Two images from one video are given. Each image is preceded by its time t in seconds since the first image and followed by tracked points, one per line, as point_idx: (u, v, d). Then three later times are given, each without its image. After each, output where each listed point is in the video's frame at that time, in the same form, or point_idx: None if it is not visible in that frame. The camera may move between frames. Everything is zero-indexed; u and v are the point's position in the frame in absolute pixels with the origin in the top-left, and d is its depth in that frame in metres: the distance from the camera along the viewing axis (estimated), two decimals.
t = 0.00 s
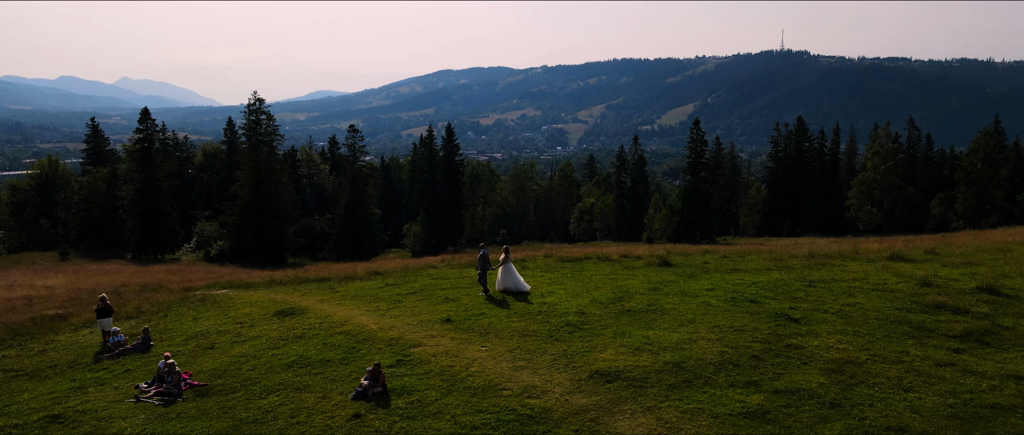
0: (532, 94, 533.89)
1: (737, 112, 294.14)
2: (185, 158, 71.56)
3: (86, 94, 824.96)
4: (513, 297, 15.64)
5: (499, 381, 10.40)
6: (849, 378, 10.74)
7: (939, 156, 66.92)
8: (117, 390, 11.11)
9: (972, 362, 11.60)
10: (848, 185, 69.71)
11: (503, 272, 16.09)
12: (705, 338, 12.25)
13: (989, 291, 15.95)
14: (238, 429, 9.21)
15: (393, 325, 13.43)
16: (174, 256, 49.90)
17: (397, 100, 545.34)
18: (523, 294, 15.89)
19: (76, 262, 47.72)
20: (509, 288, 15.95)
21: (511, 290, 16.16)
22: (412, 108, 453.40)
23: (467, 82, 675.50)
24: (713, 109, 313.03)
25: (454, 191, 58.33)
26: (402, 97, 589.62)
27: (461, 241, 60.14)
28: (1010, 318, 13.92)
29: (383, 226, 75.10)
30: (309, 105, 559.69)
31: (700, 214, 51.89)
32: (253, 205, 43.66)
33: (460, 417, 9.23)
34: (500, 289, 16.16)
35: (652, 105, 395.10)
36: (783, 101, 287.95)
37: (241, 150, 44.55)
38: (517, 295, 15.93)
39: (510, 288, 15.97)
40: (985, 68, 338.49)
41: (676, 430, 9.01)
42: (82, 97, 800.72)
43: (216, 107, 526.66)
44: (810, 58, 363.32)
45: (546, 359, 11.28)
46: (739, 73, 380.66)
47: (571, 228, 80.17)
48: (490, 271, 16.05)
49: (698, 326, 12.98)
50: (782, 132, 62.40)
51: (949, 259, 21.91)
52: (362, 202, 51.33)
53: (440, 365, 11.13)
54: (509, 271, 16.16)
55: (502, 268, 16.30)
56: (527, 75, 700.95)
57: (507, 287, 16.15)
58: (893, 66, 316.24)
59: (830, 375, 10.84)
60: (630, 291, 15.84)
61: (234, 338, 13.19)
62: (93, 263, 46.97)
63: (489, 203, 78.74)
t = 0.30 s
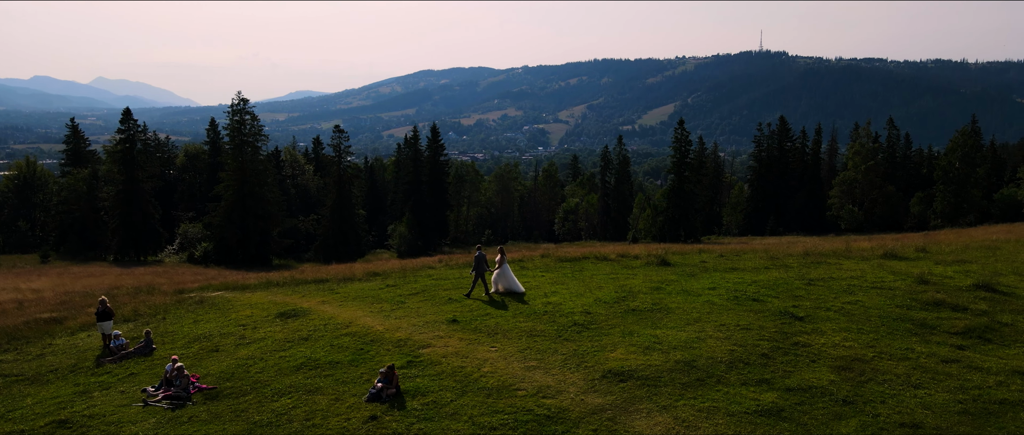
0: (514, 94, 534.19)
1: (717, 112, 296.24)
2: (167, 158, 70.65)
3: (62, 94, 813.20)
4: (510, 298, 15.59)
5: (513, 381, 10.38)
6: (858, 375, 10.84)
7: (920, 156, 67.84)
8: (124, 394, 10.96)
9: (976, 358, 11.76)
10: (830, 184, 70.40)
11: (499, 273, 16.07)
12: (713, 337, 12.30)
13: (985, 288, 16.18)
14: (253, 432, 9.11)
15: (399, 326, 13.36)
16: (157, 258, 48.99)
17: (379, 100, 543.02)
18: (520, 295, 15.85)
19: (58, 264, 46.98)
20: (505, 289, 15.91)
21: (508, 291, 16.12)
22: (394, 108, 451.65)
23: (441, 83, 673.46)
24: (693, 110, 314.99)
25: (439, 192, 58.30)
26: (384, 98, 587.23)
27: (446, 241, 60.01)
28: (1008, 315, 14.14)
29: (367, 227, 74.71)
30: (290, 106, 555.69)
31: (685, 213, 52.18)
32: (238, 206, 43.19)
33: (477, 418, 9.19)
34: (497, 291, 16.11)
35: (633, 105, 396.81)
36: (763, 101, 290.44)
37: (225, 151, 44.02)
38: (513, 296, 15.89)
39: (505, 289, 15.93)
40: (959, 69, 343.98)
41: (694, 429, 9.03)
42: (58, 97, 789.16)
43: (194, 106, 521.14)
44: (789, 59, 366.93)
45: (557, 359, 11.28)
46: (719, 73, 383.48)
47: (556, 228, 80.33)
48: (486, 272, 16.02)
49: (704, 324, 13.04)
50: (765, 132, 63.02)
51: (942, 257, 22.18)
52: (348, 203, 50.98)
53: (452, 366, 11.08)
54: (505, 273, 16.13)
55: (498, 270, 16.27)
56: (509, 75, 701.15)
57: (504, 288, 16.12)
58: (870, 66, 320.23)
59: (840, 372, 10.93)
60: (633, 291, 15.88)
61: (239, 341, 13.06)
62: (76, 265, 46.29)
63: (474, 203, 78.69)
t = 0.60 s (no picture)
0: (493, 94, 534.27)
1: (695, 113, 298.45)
2: (145, 159, 69.55)
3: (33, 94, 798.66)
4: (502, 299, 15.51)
5: (524, 381, 10.36)
6: (864, 372, 10.96)
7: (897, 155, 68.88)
8: (127, 399, 10.77)
9: (976, 354, 11.95)
10: (809, 183, 71.17)
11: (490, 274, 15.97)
12: (718, 335, 12.37)
13: (978, 285, 16.45)
14: None
15: (403, 327, 13.29)
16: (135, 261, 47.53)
17: (356, 100, 539.85)
18: (511, 296, 15.79)
19: (36, 267, 46.08)
20: (496, 289, 15.82)
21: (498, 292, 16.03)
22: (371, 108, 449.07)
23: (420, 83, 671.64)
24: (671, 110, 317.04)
25: (421, 192, 58.12)
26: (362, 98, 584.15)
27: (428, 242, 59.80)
28: (1003, 311, 14.39)
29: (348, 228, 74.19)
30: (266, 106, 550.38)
31: (666, 213, 52.53)
32: (219, 207, 42.59)
33: (492, 419, 9.16)
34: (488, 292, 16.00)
35: (612, 105, 398.60)
36: (740, 102, 293.21)
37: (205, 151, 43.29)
38: (504, 297, 15.79)
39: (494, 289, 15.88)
40: (930, 69, 349.79)
41: (708, 427, 9.06)
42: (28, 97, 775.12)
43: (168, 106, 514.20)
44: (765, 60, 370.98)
45: (565, 359, 11.29)
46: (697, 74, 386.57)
47: (537, 227, 80.45)
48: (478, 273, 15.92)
49: (707, 323, 13.11)
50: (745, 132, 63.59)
51: (930, 254, 22.56)
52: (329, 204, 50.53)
53: (460, 366, 11.05)
54: (496, 273, 16.04)
55: (489, 271, 16.17)
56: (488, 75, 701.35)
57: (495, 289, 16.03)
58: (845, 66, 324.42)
59: (846, 369, 11.05)
60: (632, 290, 15.95)
61: (240, 343, 12.91)
62: (54, 268, 45.44)
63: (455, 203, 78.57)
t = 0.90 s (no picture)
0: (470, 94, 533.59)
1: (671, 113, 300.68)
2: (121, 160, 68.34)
3: None
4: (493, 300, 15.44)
5: (534, 382, 10.34)
6: (867, 368, 11.11)
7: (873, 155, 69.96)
8: (129, 404, 10.56)
9: (974, 349, 12.15)
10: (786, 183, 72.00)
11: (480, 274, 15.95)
12: (721, 333, 12.44)
13: (968, 282, 16.77)
14: None
15: (405, 328, 13.21)
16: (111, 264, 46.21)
17: (332, 100, 536.14)
18: (502, 296, 15.73)
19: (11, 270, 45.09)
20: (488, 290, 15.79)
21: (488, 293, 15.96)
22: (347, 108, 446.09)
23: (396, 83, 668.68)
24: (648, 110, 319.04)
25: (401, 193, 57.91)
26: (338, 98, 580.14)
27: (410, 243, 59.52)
28: (994, 307, 14.68)
29: (329, 229, 73.62)
30: (240, 106, 544.23)
31: (647, 212, 52.78)
32: (199, 209, 41.86)
33: (506, 419, 9.13)
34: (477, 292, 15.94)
35: (588, 105, 400.10)
36: (715, 102, 295.81)
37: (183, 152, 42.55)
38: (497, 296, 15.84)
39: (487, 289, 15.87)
40: (900, 70, 355.92)
41: (721, 425, 9.11)
42: None
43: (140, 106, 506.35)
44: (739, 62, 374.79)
45: (572, 358, 11.30)
46: (673, 75, 389.43)
47: (518, 228, 80.50)
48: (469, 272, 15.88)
49: (709, 321, 13.19)
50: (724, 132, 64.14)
51: (916, 252, 22.94)
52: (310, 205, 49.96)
53: (468, 367, 11.01)
54: (488, 273, 16.01)
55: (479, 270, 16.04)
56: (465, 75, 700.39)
57: (485, 289, 15.99)
58: (817, 67, 328.96)
59: (850, 365, 11.18)
60: (631, 289, 16.02)
61: (240, 347, 12.76)
62: (31, 270, 44.54)
63: (435, 204, 78.35)
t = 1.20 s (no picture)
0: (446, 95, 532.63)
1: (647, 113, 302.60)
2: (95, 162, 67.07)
3: None
4: (486, 302, 15.28)
5: (544, 382, 10.34)
6: (869, 365, 11.26)
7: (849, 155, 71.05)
8: (132, 409, 10.38)
9: (970, 344, 12.38)
10: (764, 183, 72.73)
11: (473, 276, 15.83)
12: (723, 331, 12.53)
13: (956, 279, 17.09)
14: None
15: (407, 329, 13.13)
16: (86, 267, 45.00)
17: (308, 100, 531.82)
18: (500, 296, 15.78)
19: None
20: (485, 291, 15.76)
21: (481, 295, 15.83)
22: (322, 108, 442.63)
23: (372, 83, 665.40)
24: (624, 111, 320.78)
25: (381, 195, 57.69)
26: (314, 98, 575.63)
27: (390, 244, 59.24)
28: (985, 304, 14.98)
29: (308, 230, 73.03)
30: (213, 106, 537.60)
31: (627, 211, 53.01)
32: (177, 211, 41.06)
33: (520, 419, 9.12)
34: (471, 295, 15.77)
35: (565, 106, 401.22)
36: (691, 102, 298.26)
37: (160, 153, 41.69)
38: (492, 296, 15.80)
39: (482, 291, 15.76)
40: (871, 71, 361.77)
41: (733, 422, 9.17)
42: None
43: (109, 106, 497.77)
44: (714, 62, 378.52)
45: (579, 358, 11.31)
46: (648, 75, 391.96)
47: (498, 228, 80.52)
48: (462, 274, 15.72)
49: (710, 320, 13.28)
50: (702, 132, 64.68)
51: (901, 250, 23.32)
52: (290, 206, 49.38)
53: (476, 368, 10.98)
54: (480, 276, 15.92)
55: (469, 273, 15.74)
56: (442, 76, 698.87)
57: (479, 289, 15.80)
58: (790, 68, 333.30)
59: (853, 362, 11.34)
60: (628, 288, 16.11)
61: (241, 349, 12.60)
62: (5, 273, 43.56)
63: (414, 205, 78.10)
